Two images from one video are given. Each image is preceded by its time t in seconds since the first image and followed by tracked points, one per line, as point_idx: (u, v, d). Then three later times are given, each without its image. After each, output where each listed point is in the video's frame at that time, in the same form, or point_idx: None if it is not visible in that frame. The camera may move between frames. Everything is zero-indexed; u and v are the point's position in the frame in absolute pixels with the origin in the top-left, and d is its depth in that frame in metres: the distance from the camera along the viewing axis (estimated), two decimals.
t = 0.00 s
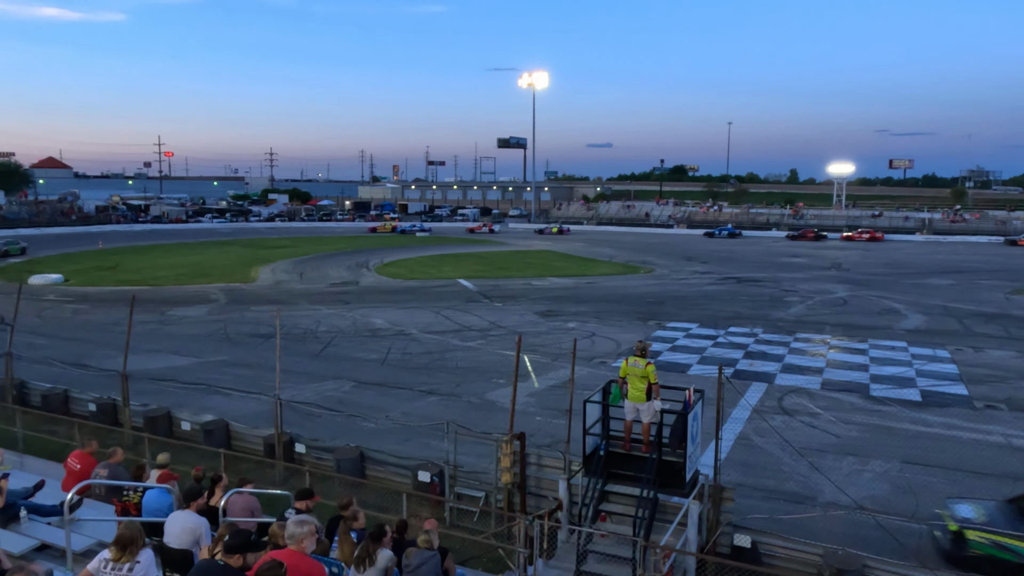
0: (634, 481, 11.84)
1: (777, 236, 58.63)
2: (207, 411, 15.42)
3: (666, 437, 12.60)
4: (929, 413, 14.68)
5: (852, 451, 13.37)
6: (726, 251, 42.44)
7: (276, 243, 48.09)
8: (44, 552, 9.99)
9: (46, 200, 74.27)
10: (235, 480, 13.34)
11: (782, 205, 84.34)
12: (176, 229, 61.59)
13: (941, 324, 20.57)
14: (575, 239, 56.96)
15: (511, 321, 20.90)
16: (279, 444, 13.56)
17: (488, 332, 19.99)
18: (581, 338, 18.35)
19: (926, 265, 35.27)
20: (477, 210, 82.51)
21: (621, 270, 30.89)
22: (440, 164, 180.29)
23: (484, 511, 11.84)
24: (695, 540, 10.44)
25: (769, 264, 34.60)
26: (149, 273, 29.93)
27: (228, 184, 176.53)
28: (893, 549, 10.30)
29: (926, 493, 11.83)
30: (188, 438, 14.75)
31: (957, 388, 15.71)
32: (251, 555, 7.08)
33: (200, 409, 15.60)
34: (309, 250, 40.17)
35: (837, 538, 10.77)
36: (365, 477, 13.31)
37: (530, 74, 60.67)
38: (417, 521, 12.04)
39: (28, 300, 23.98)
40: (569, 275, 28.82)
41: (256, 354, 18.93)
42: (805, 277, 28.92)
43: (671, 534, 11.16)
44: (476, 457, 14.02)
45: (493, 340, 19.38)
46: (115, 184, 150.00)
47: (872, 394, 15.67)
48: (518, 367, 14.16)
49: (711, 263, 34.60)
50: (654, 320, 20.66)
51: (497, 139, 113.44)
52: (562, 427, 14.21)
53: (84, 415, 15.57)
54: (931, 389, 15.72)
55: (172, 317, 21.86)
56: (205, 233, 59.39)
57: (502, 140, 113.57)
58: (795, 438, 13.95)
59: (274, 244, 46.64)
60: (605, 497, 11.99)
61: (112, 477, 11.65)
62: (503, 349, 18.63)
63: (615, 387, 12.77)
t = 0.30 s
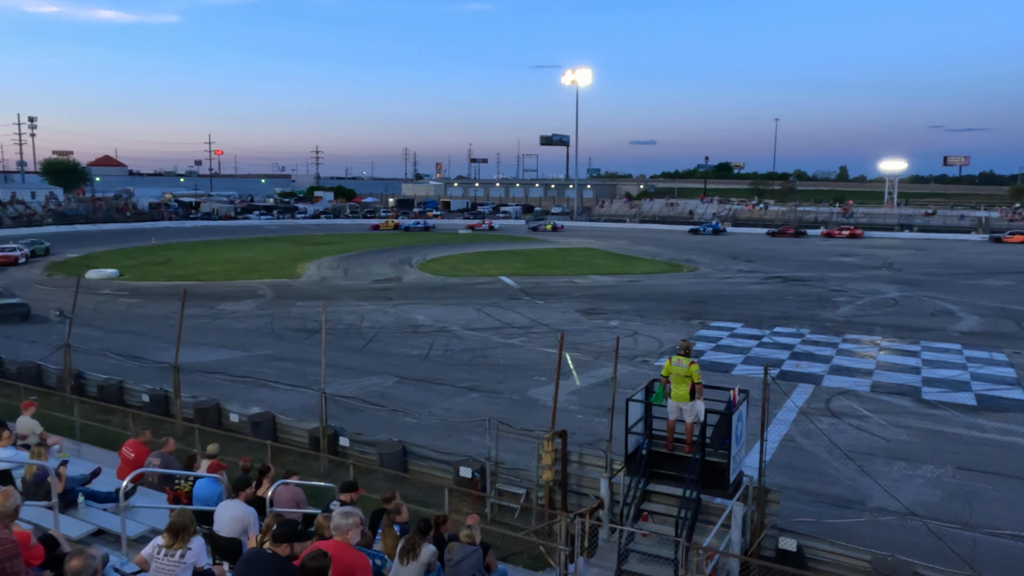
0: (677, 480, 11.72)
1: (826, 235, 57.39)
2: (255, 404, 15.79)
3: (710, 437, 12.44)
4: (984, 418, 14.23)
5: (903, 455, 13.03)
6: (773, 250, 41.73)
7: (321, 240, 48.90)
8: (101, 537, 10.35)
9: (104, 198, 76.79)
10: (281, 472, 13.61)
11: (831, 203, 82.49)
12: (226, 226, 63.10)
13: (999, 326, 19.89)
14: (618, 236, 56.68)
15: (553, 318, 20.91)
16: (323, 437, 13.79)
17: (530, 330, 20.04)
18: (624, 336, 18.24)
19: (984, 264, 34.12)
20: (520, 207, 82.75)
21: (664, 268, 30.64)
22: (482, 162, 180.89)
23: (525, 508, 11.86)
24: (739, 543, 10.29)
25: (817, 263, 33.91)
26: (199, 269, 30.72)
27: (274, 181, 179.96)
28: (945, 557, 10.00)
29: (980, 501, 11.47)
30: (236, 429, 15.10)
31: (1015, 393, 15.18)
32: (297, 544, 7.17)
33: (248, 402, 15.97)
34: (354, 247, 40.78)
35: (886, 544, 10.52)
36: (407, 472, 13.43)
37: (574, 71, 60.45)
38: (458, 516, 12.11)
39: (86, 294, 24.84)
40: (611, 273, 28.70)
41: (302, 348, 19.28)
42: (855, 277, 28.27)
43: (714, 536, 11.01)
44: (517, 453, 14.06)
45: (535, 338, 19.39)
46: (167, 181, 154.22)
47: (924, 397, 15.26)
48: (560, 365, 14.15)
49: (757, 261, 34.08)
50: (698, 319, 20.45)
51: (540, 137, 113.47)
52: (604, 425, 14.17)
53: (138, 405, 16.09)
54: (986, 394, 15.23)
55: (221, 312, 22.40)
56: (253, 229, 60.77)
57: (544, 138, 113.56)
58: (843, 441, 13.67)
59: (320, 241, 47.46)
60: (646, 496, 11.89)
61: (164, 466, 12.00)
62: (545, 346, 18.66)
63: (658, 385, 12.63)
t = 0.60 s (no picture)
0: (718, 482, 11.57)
1: (874, 234, 56.03)
2: (298, 398, 16.09)
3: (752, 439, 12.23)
4: None
5: (954, 461, 12.67)
6: (818, 250, 40.93)
7: (364, 238, 49.57)
8: (150, 525, 10.64)
9: (154, 196, 78.97)
10: (323, 465, 13.82)
11: (880, 202, 80.46)
12: (271, 224, 64.34)
13: None
14: (659, 235, 56.26)
15: (592, 317, 20.86)
16: (365, 432, 13.97)
17: (569, 328, 20.02)
18: (665, 336, 18.12)
19: None
20: (560, 206, 82.71)
21: (706, 267, 30.31)
22: (522, 159, 180.73)
23: (563, 506, 11.85)
24: (782, 547, 10.11)
25: (865, 263, 33.16)
26: (245, 265, 31.39)
27: (317, 179, 182.74)
28: (998, 568, 9.70)
29: None
30: (280, 423, 15.40)
31: None
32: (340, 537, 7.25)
33: (291, 396, 16.27)
34: (396, 244, 41.25)
35: (935, 552, 10.23)
36: (447, 468, 13.54)
37: (615, 69, 60.08)
38: (497, 513, 12.15)
39: (138, 289, 25.58)
40: (652, 272, 28.50)
41: (345, 345, 19.58)
42: (904, 278, 27.55)
43: (757, 539, 10.85)
44: (555, 452, 14.06)
45: (574, 336, 19.38)
46: (214, 179, 157.67)
47: (976, 402, 14.82)
48: (600, 364, 14.10)
49: (802, 261, 33.47)
50: (740, 319, 20.18)
51: (580, 135, 113.20)
52: (644, 425, 14.08)
53: (187, 398, 16.54)
54: None
55: (266, 308, 22.86)
56: (297, 227, 61.94)
57: (585, 136, 113.22)
58: (891, 446, 13.35)
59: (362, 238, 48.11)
60: (686, 497, 11.78)
61: (211, 458, 12.29)
62: (584, 345, 18.62)
63: (700, 386, 12.46)
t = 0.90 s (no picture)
0: (758, 485, 11.39)
1: (922, 234, 54.57)
2: (337, 394, 16.33)
3: (793, 442, 11.99)
4: None
5: (1005, 469, 12.28)
6: (863, 250, 40.02)
7: (403, 236, 50.03)
8: (194, 516, 10.89)
9: (200, 194, 80.83)
10: (361, 461, 13.98)
11: (928, 201, 78.29)
12: (312, 222, 65.29)
13: None
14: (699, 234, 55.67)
15: (630, 317, 20.73)
16: (402, 429, 14.10)
17: (606, 328, 19.93)
18: (703, 337, 17.92)
19: None
20: (598, 205, 82.41)
21: (746, 267, 29.90)
22: (560, 157, 180.15)
23: (599, 506, 11.79)
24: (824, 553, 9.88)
25: (912, 264, 32.31)
26: (286, 263, 31.93)
27: (357, 177, 184.83)
28: None
29: None
30: (319, 418, 15.64)
31: None
32: (379, 531, 7.31)
33: (330, 392, 16.51)
34: (434, 243, 41.55)
35: (984, 562, 9.93)
36: (484, 466, 13.59)
37: (655, 67, 59.49)
38: (533, 512, 12.14)
39: (183, 286, 26.20)
40: (691, 272, 28.21)
41: (383, 342, 19.79)
42: (953, 279, 26.77)
43: (797, 544, 10.64)
44: (592, 452, 14.00)
45: (612, 336, 19.30)
46: (257, 178, 160.62)
47: None
48: (638, 364, 13.98)
49: (846, 262, 32.79)
50: (781, 320, 19.84)
51: (620, 134, 112.55)
52: (682, 427, 13.95)
53: (230, 392, 16.90)
54: None
55: (306, 305, 23.24)
56: (338, 225, 62.91)
57: (624, 135, 112.50)
58: (938, 451, 12.99)
59: (401, 237, 48.58)
60: (724, 500, 11.62)
61: (253, 451, 12.52)
62: (622, 345, 18.52)
63: (739, 388, 12.21)
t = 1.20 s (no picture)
0: (798, 488, 11.21)
1: (970, 234, 53.11)
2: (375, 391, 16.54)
3: (835, 445, 11.79)
4: None
5: None
6: (909, 250, 39.11)
7: (439, 234, 50.44)
8: (237, 507, 11.12)
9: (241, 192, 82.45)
10: (399, 457, 14.13)
11: (977, 200, 76.12)
12: (349, 220, 66.14)
13: None
14: (738, 234, 55.05)
15: (668, 317, 20.60)
16: (439, 426, 14.21)
17: (644, 327, 19.84)
18: (742, 337, 17.74)
19: None
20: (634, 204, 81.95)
21: (787, 267, 29.47)
22: (595, 155, 179.40)
23: (636, 506, 11.72)
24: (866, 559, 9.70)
25: (960, 265, 31.48)
26: (325, 260, 32.42)
27: (392, 176, 186.47)
28: None
29: None
30: (357, 414, 15.85)
31: None
32: (419, 528, 7.37)
33: (367, 389, 16.72)
34: (471, 241, 41.74)
35: None
36: (520, 464, 13.63)
37: (694, 64, 58.94)
38: (569, 510, 12.13)
39: (226, 282, 26.77)
40: (730, 272, 27.91)
41: (420, 340, 19.99)
42: (1004, 281, 26.01)
43: (838, 549, 10.47)
44: (629, 452, 13.95)
45: (649, 335, 19.22)
46: (295, 175, 163.06)
47: None
48: (676, 364, 13.87)
49: (890, 262, 32.11)
50: (822, 321, 19.53)
51: (657, 132, 111.72)
52: (720, 428, 13.83)
53: (271, 387, 17.23)
54: None
55: (345, 301, 23.57)
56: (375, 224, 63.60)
57: (661, 133, 111.70)
58: (986, 458, 12.66)
59: (438, 235, 48.93)
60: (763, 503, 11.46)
61: (293, 445, 12.75)
62: (659, 345, 18.43)
63: (779, 389, 12.02)
